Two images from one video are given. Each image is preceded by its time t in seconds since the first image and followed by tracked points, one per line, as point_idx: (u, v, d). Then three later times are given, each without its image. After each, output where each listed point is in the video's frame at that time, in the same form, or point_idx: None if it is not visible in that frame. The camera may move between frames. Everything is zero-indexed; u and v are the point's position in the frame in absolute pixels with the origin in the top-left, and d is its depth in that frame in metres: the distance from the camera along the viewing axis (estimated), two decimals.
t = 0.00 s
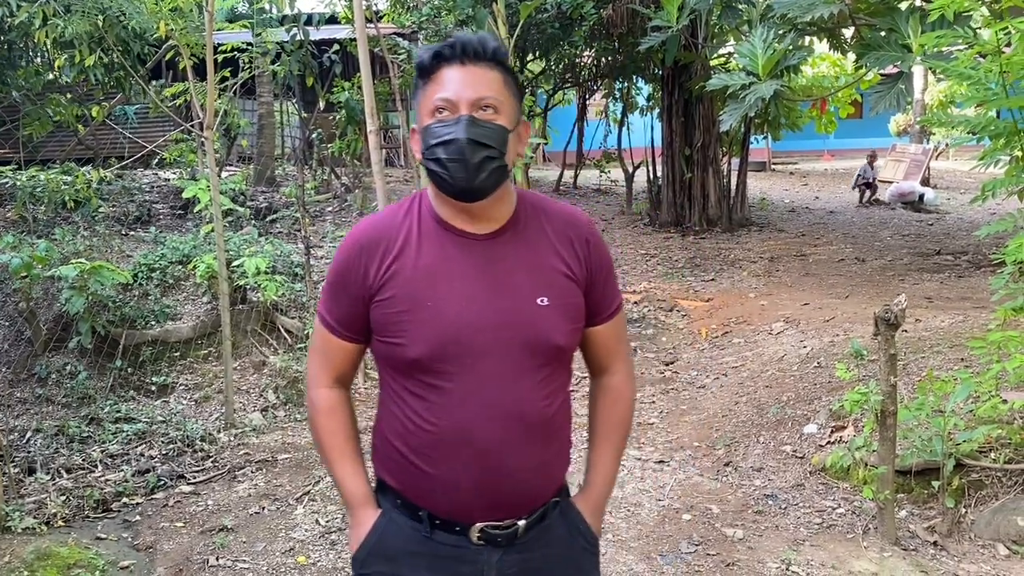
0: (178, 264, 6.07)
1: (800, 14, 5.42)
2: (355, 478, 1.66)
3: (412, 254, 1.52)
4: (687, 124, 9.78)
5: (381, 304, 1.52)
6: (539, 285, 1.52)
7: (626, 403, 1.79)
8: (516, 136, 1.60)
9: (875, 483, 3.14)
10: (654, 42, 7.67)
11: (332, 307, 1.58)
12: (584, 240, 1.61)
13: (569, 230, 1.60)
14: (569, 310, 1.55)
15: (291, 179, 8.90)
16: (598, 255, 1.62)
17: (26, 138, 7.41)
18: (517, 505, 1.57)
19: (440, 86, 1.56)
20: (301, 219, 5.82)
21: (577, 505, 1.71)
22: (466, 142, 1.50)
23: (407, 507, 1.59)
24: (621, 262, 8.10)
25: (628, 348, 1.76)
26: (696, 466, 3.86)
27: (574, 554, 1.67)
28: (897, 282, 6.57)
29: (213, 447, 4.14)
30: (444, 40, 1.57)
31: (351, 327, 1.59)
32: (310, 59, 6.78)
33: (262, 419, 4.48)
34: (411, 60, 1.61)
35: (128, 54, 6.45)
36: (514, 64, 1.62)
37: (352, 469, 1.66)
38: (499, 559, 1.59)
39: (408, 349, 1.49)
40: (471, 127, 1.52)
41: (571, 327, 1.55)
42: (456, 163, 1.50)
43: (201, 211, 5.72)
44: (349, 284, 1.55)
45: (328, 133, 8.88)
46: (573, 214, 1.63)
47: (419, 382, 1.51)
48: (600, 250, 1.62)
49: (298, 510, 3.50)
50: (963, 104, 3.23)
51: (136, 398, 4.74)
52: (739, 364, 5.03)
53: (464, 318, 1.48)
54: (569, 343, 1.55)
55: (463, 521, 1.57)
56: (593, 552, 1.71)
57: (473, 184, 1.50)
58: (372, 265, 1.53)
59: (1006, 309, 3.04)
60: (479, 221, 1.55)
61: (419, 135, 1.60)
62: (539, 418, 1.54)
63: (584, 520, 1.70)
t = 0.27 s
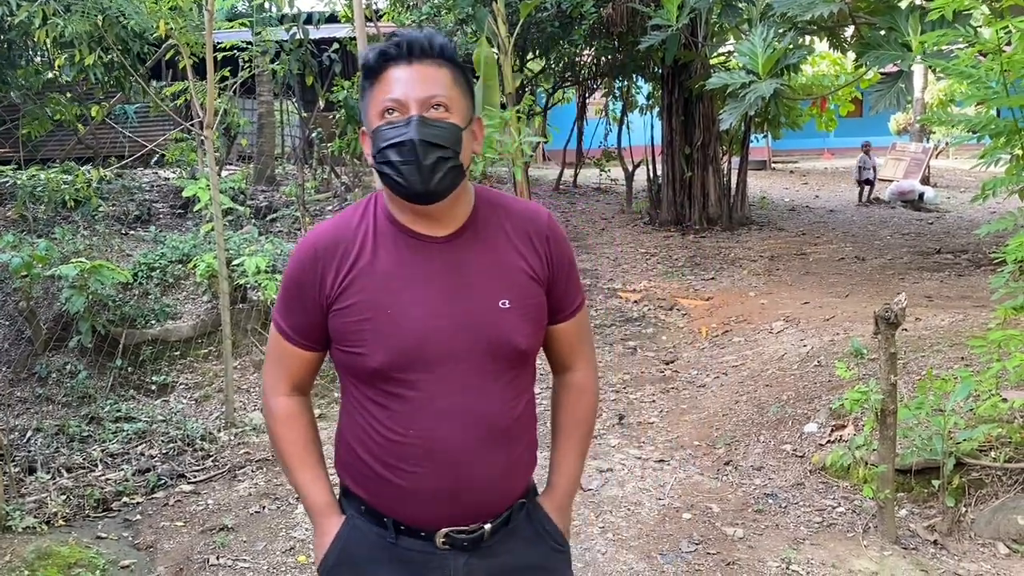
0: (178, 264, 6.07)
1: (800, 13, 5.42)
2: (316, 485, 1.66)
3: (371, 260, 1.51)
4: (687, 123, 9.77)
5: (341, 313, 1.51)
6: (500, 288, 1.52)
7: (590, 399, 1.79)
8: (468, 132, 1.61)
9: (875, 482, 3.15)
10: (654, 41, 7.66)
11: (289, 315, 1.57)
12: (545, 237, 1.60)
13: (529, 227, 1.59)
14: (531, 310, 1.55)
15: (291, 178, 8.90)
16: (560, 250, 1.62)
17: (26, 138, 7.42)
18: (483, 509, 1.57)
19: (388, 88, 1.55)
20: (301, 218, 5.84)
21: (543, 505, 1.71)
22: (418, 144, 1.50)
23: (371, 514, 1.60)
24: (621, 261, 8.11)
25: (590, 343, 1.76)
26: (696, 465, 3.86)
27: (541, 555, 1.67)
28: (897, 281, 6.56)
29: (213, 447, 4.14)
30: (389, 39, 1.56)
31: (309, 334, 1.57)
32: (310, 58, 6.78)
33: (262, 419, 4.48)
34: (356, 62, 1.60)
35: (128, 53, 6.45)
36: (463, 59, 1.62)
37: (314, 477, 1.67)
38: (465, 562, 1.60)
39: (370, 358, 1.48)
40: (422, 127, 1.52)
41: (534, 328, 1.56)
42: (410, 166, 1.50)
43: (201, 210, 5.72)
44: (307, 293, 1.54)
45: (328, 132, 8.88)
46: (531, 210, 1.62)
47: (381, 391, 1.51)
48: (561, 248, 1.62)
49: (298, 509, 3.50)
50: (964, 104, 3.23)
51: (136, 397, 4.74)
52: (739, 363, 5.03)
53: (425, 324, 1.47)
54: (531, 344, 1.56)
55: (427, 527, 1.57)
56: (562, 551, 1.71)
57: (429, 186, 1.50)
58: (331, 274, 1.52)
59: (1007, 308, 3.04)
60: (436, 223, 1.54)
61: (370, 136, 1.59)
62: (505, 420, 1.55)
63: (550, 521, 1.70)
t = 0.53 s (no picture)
0: (179, 263, 6.08)
1: (801, 12, 5.42)
2: (309, 491, 1.63)
3: (368, 263, 1.50)
4: (688, 121, 9.77)
5: (339, 317, 1.49)
6: (497, 288, 1.52)
7: (579, 402, 1.79)
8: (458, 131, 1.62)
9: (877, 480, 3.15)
10: (654, 39, 7.66)
11: (281, 321, 1.55)
12: (538, 237, 1.61)
13: (522, 228, 1.60)
14: (528, 309, 1.56)
15: (291, 177, 8.90)
16: (552, 251, 1.63)
17: (26, 137, 7.42)
18: (482, 512, 1.57)
19: (375, 92, 1.54)
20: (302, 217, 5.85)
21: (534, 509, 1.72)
22: (411, 147, 1.50)
23: (370, 520, 1.57)
24: (621, 260, 8.10)
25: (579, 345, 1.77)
26: (696, 464, 3.86)
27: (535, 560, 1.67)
28: (898, 279, 6.57)
29: (214, 446, 4.14)
30: (373, 42, 1.54)
31: (302, 339, 1.55)
32: (310, 57, 6.77)
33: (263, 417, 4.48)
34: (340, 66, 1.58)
35: (128, 52, 6.45)
36: (447, 58, 1.61)
37: (306, 484, 1.63)
38: (464, 566, 1.58)
39: (370, 361, 1.47)
40: (414, 130, 1.52)
41: (530, 327, 1.57)
42: (405, 171, 1.50)
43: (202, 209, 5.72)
44: (302, 298, 1.51)
45: (328, 131, 8.88)
46: (524, 211, 1.62)
47: (381, 393, 1.50)
48: (555, 249, 1.63)
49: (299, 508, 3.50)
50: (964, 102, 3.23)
51: (137, 396, 4.74)
52: (740, 362, 5.03)
53: (425, 324, 1.47)
54: (528, 344, 1.57)
55: (425, 532, 1.55)
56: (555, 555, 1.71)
57: (426, 188, 1.50)
58: (327, 278, 1.50)
59: (1008, 306, 3.04)
60: (431, 227, 1.54)
61: (359, 141, 1.58)
62: (504, 419, 1.55)
63: (542, 525, 1.71)
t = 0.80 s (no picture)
0: (178, 262, 6.07)
1: (801, 10, 5.41)
2: (318, 498, 1.54)
3: (390, 262, 1.45)
4: (687, 120, 9.77)
5: (361, 318, 1.43)
6: (513, 287, 1.53)
7: (570, 398, 1.84)
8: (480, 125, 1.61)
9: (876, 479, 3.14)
10: (653, 38, 7.65)
11: (292, 322, 1.46)
12: (543, 238, 1.64)
13: (529, 227, 1.62)
14: (538, 309, 1.58)
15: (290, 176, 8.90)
16: (555, 250, 1.66)
17: (25, 136, 7.41)
18: (497, 508, 1.58)
19: (402, 87, 1.52)
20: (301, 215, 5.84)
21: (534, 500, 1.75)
22: (443, 141, 1.49)
23: (382, 522, 1.54)
24: (620, 259, 8.10)
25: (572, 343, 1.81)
26: (696, 463, 3.86)
27: (538, 551, 1.70)
28: (897, 278, 6.57)
29: (213, 445, 4.13)
30: (397, 38, 1.52)
31: (316, 341, 1.47)
32: (309, 56, 6.76)
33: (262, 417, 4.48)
34: (360, 63, 1.55)
35: (127, 51, 6.44)
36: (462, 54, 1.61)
37: (314, 490, 1.54)
38: (475, 562, 1.59)
39: (395, 363, 1.43)
40: (444, 124, 1.51)
41: (540, 327, 1.59)
42: (437, 163, 1.49)
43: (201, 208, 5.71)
44: (319, 297, 1.44)
45: (327, 130, 8.88)
46: (527, 211, 1.65)
47: (404, 395, 1.46)
48: (557, 250, 1.66)
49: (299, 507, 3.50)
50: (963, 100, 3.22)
51: (136, 396, 4.73)
52: (739, 361, 5.03)
53: (451, 323, 1.45)
54: (538, 343, 1.59)
55: (440, 530, 1.54)
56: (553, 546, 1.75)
57: (456, 181, 1.50)
58: (348, 277, 1.44)
59: (1007, 305, 3.03)
60: (451, 225, 1.52)
61: (382, 137, 1.56)
62: (518, 417, 1.57)
63: (542, 516, 1.74)
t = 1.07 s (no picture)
0: (176, 261, 6.07)
1: (800, 9, 5.41)
2: (344, 496, 1.51)
3: (417, 262, 1.45)
4: (685, 119, 9.78)
5: (391, 320, 1.42)
6: (534, 282, 1.54)
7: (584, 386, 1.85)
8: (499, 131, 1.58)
9: (875, 478, 3.14)
10: (651, 37, 7.65)
11: (317, 327, 1.42)
12: (556, 230, 1.66)
13: (543, 220, 1.64)
14: (557, 302, 1.60)
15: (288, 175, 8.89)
16: (567, 242, 1.68)
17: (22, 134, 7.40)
18: (524, 498, 1.59)
19: (424, 100, 1.49)
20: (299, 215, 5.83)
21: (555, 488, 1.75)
22: (467, 160, 1.47)
23: (410, 516, 1.53)
24: (618, 258, 8.11)
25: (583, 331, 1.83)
26: (695, 462, 3.86)
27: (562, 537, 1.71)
28: (895, 277, 6.57)
29: (212, 444, 4.13)
30: (419, 47, 1.48)
31: (342, 346, 1.44)
32: (307, 55, 6.74)
33: (260, 416, 4.48)
34: (381, 69, 1.51)
35: (124, 50, 6.43)
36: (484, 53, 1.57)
37: (341, 487, 1.51)
38: (502, 552, 1.59)
39: (426, 362, 1.43)
40: (467, 141, 1.49)
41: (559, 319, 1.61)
42: (461, 181, 1.48)
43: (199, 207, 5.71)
44: (346, 301, 1.41)
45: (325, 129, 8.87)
46: (540, 205, 1.66)
47: (434, 394, 1.46)
48: (569, 244, 1.69)
49: (297, 507, 3.49)
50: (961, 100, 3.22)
51: (134, 395, 4.73)
52: (738, 360, 5.04)
53: (479, 321, 1.45)
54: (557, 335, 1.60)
55: (468, 521, 1.54)
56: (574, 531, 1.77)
57: (479, 195, 1.49)
58: (376, 279, 1.42)
59: (1005, 304, 3.03)
60: (472, 225, 1.52)
61: (404, 147, 1.53)
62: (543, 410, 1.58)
63: (564, 502, 1.75)
